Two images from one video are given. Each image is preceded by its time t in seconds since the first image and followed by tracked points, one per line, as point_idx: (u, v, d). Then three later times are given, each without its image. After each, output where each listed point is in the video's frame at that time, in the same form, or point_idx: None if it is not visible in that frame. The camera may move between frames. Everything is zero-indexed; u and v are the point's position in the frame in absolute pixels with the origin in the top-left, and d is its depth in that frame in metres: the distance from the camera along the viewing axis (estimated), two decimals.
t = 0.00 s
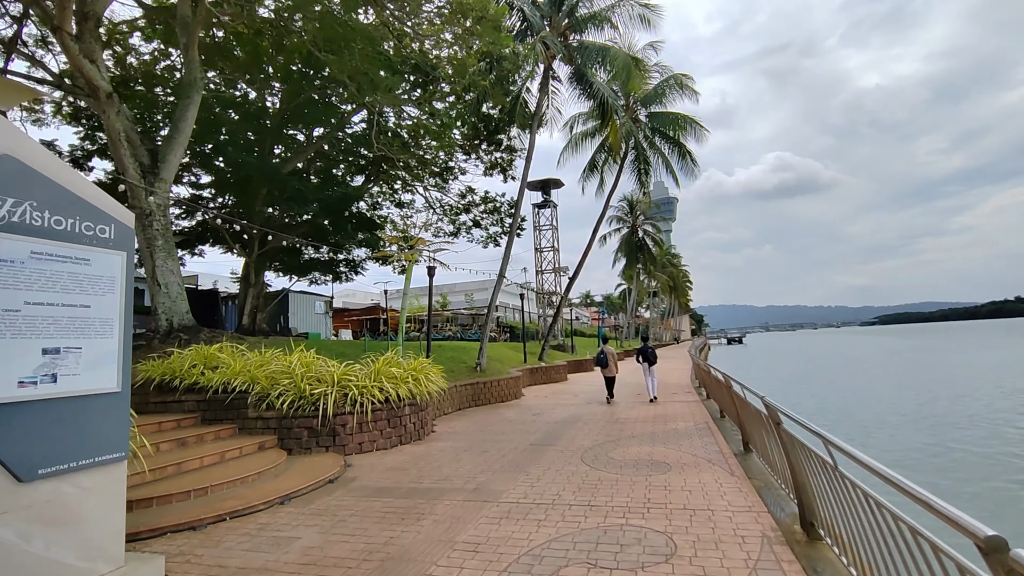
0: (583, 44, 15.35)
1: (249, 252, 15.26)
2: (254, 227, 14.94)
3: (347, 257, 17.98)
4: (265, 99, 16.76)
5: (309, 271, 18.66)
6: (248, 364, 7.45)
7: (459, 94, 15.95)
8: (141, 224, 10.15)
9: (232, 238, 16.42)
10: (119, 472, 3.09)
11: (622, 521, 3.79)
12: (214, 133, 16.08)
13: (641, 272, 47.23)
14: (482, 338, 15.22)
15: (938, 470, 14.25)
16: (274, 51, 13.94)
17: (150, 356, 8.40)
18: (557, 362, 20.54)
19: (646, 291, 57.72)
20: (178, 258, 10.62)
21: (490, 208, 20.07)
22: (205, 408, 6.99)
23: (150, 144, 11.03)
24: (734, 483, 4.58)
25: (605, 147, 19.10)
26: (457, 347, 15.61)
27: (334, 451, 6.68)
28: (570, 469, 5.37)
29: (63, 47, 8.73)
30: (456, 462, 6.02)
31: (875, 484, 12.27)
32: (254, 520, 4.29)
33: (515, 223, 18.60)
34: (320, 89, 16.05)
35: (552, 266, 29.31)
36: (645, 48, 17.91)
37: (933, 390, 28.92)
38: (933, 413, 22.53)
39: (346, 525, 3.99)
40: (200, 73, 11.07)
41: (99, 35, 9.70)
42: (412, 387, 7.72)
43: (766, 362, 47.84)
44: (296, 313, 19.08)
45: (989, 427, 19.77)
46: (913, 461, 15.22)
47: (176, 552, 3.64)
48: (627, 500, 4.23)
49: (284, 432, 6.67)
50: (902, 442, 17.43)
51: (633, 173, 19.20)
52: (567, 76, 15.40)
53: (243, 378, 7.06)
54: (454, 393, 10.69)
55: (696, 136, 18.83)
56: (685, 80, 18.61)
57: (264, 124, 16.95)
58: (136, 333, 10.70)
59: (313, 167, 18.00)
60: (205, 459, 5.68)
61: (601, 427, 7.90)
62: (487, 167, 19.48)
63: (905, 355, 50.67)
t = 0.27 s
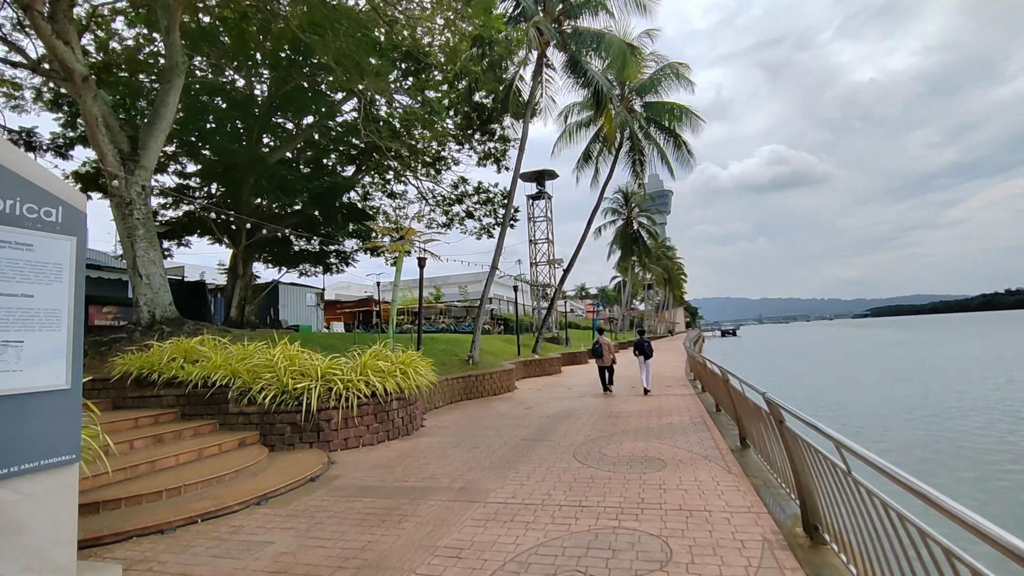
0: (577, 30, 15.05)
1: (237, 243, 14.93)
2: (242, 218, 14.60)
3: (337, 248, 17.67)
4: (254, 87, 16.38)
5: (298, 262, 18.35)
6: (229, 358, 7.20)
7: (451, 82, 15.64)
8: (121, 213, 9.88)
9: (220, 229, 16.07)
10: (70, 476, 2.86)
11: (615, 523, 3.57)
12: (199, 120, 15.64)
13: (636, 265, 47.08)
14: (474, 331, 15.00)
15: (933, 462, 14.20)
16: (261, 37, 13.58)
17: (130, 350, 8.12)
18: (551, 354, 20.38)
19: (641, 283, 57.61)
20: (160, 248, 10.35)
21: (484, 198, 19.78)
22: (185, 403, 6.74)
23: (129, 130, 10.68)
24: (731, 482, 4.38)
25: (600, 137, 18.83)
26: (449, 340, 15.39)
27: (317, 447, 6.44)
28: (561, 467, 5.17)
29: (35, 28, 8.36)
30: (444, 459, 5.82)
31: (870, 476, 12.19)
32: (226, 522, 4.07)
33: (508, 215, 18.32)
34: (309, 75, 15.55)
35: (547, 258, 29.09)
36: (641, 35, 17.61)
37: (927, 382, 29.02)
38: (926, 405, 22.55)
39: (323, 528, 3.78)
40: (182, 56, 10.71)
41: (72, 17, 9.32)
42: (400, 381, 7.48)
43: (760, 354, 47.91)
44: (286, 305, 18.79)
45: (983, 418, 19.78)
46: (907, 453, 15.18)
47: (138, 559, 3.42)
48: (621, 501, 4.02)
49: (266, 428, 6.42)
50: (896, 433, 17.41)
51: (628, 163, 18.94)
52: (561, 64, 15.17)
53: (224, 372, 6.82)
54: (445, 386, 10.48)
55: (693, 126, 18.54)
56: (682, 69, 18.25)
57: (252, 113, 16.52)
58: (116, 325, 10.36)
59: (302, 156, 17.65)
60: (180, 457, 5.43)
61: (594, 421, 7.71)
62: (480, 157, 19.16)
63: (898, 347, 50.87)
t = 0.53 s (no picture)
0: (570, 15, 14.67)
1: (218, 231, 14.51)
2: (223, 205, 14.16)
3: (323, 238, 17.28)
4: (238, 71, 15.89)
5: (283, 253, 17.91)
6: (200, 351, 6.87)
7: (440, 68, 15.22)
8: (91, 197, 9.45)
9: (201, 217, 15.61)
10: None
11: (598, 533, 3.33)
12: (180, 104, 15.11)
13: (627, 258, 46.98)
14: (462, 324, 14.74)
15: (921, 457, 14.17)
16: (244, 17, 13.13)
17: (97, 341, 7.76)
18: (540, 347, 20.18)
19: (633, 277, 57.57)
20: (134, 236, 9.95)
21: (474, 189, 19.44)
22: (152, 398, 6.42)
23: (100, 111, 10.22)
24: (722, 486, 4.15)
25: (593, 127, 18.53)
26: (436, 333, 15.13)
27: (291, 445, 6.14)
28: (544, 468, 4.93)
29: None
30: (423, 458, 5.56)
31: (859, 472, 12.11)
32: (182, 528, 3.79)
33: (498, 206, 18.00)
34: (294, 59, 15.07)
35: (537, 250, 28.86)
36: (635, 23, 17.29)
37: (914, 377, 29.24)
38: (914, 400, 22.64)
39: (284, 537, 3.51)
40: (158, 35, 10.26)
41: None
42: (380, 376, 7.19)
43: (750, 349, 48.10)
44: (271, 296, 18.38)
45: (969, 414, 19.89)
46: (895, 448, 15.17)
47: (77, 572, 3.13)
48: (605, 507, 3.78)
49: (236, 425, 6.11)
50: (884, 428, 17.42)
51: (621, 154, 18.68)
52: (553, 50, 14.87)
53: (193, 366, 6.49)
54: (429, 380, 10.21)
55: (686, 118, 18.28)
56: (677, 58, 17.93)
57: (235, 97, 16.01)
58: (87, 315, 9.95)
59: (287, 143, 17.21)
60: (141, 456, 5.11)
61: (581, 418, 7.49)
62: (471, 147, 18.80)
63: (886, 343, 51.26)
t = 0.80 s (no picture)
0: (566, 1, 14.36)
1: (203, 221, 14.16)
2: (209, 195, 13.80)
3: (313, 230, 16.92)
4: (226, 58, 15.47)
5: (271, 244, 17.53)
6: (176, 344, 6.59)
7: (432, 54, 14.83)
8: (67, 185, 9.10)
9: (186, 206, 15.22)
10: None
11: (588, 542, 3.10)
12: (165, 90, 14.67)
13: (623, 253, 46.81)
14: (454, 317, 14.50)
15: (915, 453, 14.09)
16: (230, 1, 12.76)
17: (71, 334, 7.46)
18: (533, 341, 19.98)
19: (628, 271, 57.46)
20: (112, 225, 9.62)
21: (467, 180, 19.13)
22: (125, 393, 6.15)
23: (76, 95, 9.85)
24: (718, 489, 3.93)
25: (589, 118, 18.24)
26: (427, 327, 14.88)
27: (270, 442, 5.89)
28: (532, 468, 4.70)
29: None
30: (407, 456, 5.33)
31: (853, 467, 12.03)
32: (144, 534, 3.55)
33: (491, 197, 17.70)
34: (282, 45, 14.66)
35: (531, 243, 28.62)
36: (632, 11, 16.98)
37: (907, 373, 29.29)
38: (907, 396, 22.62)
39: (251, 545, 3.27)
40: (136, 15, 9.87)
41: None
42: (366, 370, 6.92)
43: (743, 344, 48.16)
44: (259, 288, 18.06)
45: (962, 409, 19.89)
46: (889, 444, 15.09)
47: None
48: (596, 512, 3.55)
49: (213, 421, 5.85)
50: (878, 424, 17.37)
51: (616, 146, 18.40)
52: (547, 37, 14.61)
53: (168, 360, 6.21)
54: (417, 374, 9.97)
55: (683, 109, 18.01)
56: (673, 48, 17.63)
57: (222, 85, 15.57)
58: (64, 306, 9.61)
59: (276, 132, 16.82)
60: (108, 455, 4.83)
61: (573, 414, 7.27)
62: (464, 138, 18.46)
63: (879, 338, 51.51)
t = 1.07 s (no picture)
0: None
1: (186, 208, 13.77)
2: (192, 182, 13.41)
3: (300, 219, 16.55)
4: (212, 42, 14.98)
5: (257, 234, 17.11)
6: (149, 335, 6.30)
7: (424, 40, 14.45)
8: (38, 168, 8.71)
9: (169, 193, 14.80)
10: None
11: (576, 551, 2.89)
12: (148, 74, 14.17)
13: (615, 248, 46.67)
14: (443, 310, 14.24)
15: (905, 450, 14.06)
16: None
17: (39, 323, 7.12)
18: (524, 336, 19.77)
19: (620, 267, 57.34)
20: (87, 211, 9.25)
21: (458, 172, 18.82)
22: (94, 385, 5.86)
23: (50, 74, 9.44)
24: (713, 493, 3.72)
25: (583, 109, 17.98)
26: (416, 320, 14.61)
27: (246, 438, 5.63)
28: (518, 468, 4.48)
29: None
30: (388, 453, 5.09)
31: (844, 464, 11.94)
32: (98, 538, 3.29)
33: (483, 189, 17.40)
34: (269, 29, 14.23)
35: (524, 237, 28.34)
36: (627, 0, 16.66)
37: (896, 370, 29.42)
38: (896, 392, 22.69)
39: (212, 553, 3.02)
40: None
41: None
42: (348, 363, 6.67)
43: (734, 340, 48.29)
44: (244, 279, 17.67)
45: (951, 406, 19.95)
46: (879, 441, 15.07)
47: None
48: (584, 517, 3.34)
49: (185, 416, 5.58)
50: (868, 420, 17.35)
51: (610, 138, 18.14)
52: (541, 25, 14.26)
53: (139, 352, 5.93)
54: (404, 368, 9.71)
55: (678, 101, 17.75)
56: (669, 39, 17.34)
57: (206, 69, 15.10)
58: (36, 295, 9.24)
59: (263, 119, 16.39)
60: (69, 452, 4.55)
61: (562, 410, 7.06)
62: (456, 128, 18.12)
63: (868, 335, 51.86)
